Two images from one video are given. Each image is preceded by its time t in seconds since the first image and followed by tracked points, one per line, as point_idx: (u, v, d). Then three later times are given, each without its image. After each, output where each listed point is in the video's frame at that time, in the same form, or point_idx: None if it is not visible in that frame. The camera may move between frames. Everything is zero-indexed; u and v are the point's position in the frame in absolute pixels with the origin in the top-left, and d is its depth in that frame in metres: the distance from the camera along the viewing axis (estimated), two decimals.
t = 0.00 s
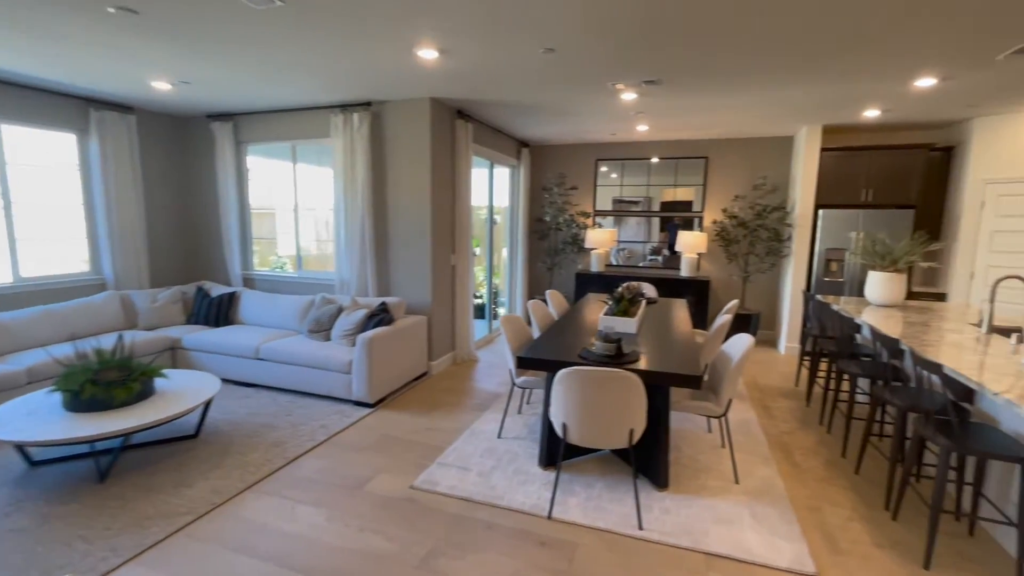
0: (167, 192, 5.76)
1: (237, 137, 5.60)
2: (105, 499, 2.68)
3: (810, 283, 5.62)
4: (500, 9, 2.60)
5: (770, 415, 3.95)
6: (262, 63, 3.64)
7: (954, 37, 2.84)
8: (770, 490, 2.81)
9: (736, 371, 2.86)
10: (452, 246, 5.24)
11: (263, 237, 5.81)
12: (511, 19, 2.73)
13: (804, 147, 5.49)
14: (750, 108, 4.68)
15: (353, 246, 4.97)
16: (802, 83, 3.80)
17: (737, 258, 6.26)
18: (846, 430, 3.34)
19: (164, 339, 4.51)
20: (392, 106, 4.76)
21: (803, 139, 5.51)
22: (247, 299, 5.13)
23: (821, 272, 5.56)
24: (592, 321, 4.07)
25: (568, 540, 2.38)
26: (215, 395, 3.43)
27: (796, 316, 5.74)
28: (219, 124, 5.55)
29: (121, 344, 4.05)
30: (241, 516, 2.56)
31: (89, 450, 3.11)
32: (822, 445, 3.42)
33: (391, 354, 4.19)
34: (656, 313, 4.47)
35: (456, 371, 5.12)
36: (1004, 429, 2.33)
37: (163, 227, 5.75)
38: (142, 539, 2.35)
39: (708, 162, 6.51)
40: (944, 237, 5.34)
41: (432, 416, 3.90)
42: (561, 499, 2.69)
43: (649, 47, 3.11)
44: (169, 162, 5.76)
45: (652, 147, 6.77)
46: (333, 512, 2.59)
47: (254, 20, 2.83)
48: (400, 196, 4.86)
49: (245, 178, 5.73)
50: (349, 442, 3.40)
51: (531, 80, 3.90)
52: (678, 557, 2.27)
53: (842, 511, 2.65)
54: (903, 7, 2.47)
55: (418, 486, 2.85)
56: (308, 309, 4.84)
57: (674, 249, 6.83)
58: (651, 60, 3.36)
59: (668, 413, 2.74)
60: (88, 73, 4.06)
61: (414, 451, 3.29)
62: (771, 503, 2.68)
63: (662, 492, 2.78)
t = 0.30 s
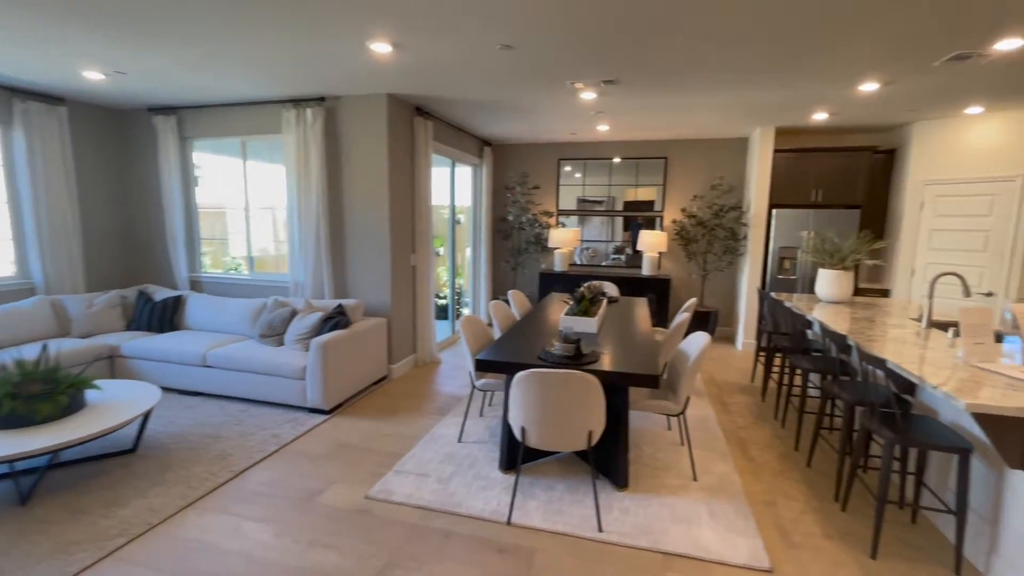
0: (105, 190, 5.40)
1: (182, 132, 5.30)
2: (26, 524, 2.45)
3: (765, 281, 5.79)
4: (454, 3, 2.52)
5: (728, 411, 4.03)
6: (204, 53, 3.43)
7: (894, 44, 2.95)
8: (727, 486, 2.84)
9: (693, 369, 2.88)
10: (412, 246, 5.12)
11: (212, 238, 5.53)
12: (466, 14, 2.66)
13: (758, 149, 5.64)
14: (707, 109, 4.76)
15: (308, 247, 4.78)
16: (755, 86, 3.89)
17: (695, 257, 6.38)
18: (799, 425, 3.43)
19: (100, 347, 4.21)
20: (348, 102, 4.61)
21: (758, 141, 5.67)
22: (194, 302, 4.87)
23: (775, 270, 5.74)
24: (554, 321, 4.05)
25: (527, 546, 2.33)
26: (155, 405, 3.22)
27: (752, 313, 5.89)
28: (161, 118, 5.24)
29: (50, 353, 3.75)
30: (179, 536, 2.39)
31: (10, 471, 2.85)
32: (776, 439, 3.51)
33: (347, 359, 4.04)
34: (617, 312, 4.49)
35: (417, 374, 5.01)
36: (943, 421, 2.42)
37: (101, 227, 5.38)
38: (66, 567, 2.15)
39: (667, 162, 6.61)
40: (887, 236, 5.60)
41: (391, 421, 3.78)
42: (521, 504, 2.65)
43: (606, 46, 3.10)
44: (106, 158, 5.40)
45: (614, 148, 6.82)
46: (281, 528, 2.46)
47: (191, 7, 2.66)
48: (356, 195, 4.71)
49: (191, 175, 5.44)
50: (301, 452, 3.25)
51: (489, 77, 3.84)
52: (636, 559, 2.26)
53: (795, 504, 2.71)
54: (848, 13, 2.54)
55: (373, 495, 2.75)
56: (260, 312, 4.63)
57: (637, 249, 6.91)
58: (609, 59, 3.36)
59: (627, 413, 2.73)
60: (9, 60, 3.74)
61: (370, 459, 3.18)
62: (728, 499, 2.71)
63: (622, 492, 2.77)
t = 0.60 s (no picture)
0: (34, 188, 5.01)
1: (121, 126, 4.98)
2: None
3: (725, 279, 5.91)
4: None
5: (689, 408, 4.08)
6: (140, 42, 3.21)
7: (844, 48, 3.02)
8: (688, 484, 2.86)
9: (654, 369, 2.88)
10: (372, 247, 4.97)
11: (157, 238, 5.22)
12: (419, 6, 2.57)
13: (717, 149, 5.75)
14: (667, 110, 4.81)
15: (261, 248, 4.56)
16: (713, 87, 3.94)
17: (658, 256, 6.45)
18: (757, 420, 3.49)
19: (29, 357, 3.89)
20: (301, 97, 4.42)
21: (717, 142, 5.77)
22: (136, 307, 4.57)
23: (735, 268, 5.85)
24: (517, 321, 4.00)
25: (487, 555, 2.26)
26: (89, 417, 2.99)
27: (712, 311, 6.01)
28: (98, 111, 4.91)
29: None
30: (111, 561, 2.21)
31: None
32: (736, 435, 3.56)
33: (303, 364, 3.88)
34: (580, 311, 4.48)
35: (378, 377, 4.86)
36: (891, 415, 2.50)
37: (30, 228, 4.99)
38: None
39: (630, 162, 6.66)
40: (838, 235, 5.81)
41: (349, 428, 3.65)
42: (482, 511, 2.58)
43: (565, 43, 3.06)
44: (36, 153, 5.01)
45: (577, 147, 6.83)
46: (226, 547, 2.31)
47: None
48: (311, 193, 4.52)
49: (132, 172, 5.12)
50: (252, 464, 3.08)
51: (448, 73, 3.75)
52: (597, 563, 2.22)
53: (753, 499, 2.75)
54: (799, 16, 2.58)
55: (327, 507, 2.62)
56: (209, 316, 4.39)
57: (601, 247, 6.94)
58: (568, 57, 3.33)
59: (589, 415, 2.71)
60: None
61: (326, 469, 3.04)
62: (689, 497, 2.72)
63: (584, 494, 2.74)
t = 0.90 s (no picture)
0: None
1: (54, 119, 4.65)
2: None
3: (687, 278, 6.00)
4: None
5: (653, 407, 4.10)
6: (68, 27, 2.97)
7: (799, 50, 3.09)
8: (651, 484, 2.86)
9: (617, 369, 2.87)
10: (330, 248, 4.80)
11: (96, 239, 4.90)
12: None
13: (679, 150, 5.84)
14: (630, 110, 4.83)
15: (211, 249, 4.33)
16: (674, 87, 3.98)
17: (623, 255, 6.50)
18: (718, 417, 3.54)
19: None
20: (252, 90, 4.22)
21: (678, 142, 5.86)
22: (73, 313, 4.27)
23: (697, 267, 5.95)
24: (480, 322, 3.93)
25: (447, 566, 2.19)
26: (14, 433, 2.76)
27: (676, 309, 6.09)
28: (28, 102, 4.56)
29: None
30: None
31: None
32: (698, 432, 3.60)
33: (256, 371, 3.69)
34: (545, 311, 4.46)
35: (338, 383, 4.70)
36: (845, 411, 2.55)
37: None
38: None
39: (594, 162, 6.68)
40: (794, 234, 5.98)
41: (306, 437, 3.50)
42: (443, 520, 2.50)
43: (525, 40, 3.01)
44: None
45: (542, 146, 6.81)
46: (165, 571, 2.15)
47: None
48: (264, 191, 4.32)
49: (68, 169, 4.79)
50: (199, 479, 2.91)
51: (407, 69, 3.64)
52: (561, 569, 2.18)
53: (714, 497, 2.77)
54: (756, 17, 2.61)
55: (279, 523, 2.49)
56: (155, 322, 4.14)
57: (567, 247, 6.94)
58: (530, 55, 3.28)
59: (552, 417, 2.67)
60: None
61: (279, 482, 2.90)
62: (652, 498, 2.72)
63: (548, 498, 2.70)
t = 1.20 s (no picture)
0: None
1: None
2: None
3: (652, 278, 6.06)
4: None
5: (618, 407, 4.11)
6: None
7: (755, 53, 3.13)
8: (615, 487, 2.84)
9: (580, 372, 2.84)
10: (286, 249, 4.61)
11: (28, 241, 4.56)
12: None
13: (643, 151, 5.89)
14: (593, 110, 4.83)
15: (155, 251, 4.09)
16: (635, 88, 3.99)
17: (588, 255, 6.52)
18: (682, 417, 3.56)
19: None
20: (199, 84, 4.00)
21: (642, 143, 5.91)
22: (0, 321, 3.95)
23: (661, 266, 6.01)
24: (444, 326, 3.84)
25: None
26: None
27: (641, 308, 6.14)
28: None
29: None
30: None
31: None
32: (662, 432, 3.62)
33: (205, 381, 3.50)
34: (510, 313, 4.40)
35: (296, 390, 4.52)
36: (801, 409, 2.59)
37: None
38: None
39: (559, 162, 6.67)
40: (754, 234, 6.13)
41: (259, 449, 3.33)
42: (402, 533, 2.41)
43: (485, 36, 2.94)
44: None
45: (508, 146, 6.76)
46: None
47: None
48: (213, 190, 4.11)
49: None
50: (139, 498, 2.72)
51: (364, 64, 3.52)
52: None
53: (677, 497, 2.78)
54: (713, 19, 2.63)
55: (226, 542, 2.35)
56: (93, 329, 3.87)
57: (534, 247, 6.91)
58: (491, 52, 3.22)
59: (514, 423, 2.62)
60: None
61: (228, 498, 2.74)
62: (616, 501, 2.70)
63: (511, 505, 2.64)
